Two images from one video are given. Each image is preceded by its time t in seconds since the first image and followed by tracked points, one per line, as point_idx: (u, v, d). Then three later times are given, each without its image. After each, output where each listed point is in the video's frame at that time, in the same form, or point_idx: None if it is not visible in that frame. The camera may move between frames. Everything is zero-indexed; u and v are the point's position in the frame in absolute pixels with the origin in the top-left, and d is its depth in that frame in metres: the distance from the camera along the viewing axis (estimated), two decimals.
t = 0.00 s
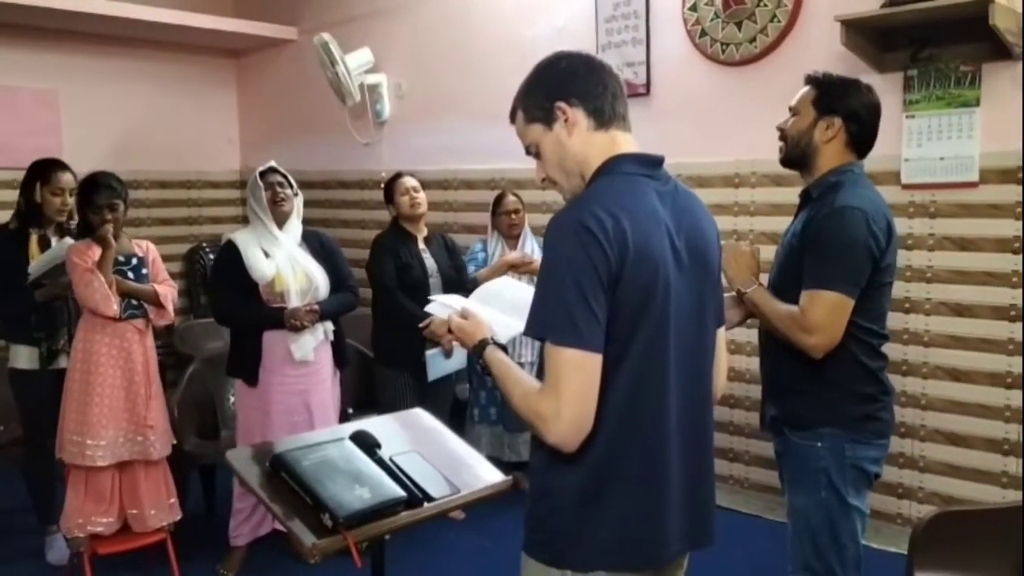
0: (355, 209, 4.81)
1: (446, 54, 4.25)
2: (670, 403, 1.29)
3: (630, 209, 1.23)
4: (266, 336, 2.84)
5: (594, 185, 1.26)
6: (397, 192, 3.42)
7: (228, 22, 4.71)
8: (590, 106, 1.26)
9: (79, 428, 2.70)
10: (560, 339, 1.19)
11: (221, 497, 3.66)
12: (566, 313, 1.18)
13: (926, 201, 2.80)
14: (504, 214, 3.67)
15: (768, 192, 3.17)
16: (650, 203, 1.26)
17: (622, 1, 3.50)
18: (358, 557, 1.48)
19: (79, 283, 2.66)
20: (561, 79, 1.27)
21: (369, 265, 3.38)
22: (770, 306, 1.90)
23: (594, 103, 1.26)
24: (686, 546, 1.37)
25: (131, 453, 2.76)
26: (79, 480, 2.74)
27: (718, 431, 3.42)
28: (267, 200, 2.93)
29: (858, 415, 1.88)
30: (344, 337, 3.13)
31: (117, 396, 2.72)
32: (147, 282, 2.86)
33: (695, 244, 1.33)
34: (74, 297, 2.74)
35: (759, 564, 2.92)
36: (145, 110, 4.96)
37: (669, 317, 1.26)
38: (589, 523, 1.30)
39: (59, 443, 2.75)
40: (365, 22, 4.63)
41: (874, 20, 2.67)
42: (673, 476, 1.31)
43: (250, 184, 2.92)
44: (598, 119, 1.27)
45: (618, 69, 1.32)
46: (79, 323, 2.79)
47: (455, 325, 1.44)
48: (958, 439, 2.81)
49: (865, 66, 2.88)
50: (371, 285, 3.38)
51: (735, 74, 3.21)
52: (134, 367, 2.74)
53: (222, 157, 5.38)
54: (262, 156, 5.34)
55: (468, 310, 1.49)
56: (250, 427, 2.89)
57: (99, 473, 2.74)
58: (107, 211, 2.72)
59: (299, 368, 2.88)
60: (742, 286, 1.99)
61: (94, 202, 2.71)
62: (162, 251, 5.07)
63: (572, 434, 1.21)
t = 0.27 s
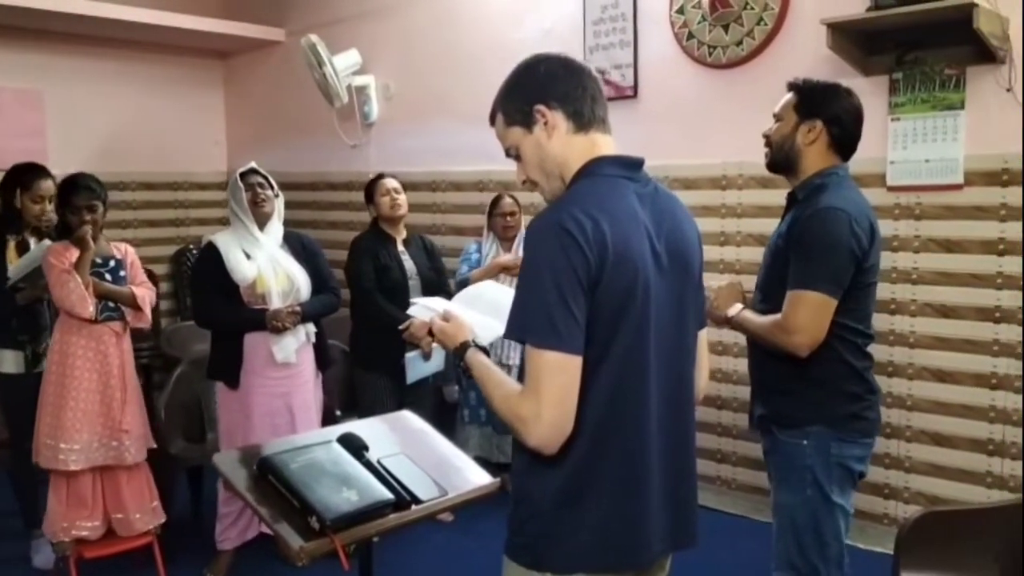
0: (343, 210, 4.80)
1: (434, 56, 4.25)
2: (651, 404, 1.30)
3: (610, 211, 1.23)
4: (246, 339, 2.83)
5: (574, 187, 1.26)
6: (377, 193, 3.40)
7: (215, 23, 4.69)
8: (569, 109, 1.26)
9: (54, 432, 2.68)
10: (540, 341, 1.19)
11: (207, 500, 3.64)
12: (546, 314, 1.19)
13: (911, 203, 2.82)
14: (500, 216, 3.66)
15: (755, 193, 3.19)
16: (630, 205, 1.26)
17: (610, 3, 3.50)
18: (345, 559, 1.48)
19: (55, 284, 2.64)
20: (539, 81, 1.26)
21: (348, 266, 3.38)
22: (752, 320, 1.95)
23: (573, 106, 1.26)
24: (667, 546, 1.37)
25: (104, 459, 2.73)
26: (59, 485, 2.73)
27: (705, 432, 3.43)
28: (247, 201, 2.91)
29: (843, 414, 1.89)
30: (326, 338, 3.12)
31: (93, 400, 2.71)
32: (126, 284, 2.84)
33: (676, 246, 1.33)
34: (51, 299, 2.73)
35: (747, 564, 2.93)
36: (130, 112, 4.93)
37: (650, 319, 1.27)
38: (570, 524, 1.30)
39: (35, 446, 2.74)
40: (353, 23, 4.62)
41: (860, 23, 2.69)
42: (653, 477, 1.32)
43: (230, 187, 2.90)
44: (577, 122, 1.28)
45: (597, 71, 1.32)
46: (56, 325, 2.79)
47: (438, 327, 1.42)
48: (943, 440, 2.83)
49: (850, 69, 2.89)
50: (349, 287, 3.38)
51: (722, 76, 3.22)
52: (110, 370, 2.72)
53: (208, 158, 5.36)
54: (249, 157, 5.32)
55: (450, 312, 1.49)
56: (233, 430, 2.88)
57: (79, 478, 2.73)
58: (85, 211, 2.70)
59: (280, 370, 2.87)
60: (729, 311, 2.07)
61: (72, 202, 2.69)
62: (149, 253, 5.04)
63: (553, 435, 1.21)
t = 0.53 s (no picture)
0: (338, 211, 4.79)
1: (428, 57, 4.25)
2: (633, 405, 1.29)
3: (592, 212, 1.23)
4: (232, 341, 2.83)
5: (557, 188, 1.26)
6: (364, 195, 3.39)
7: (209, 24, 4.68)
8: (550, 114, 1.26)
9: (40, 433, 2.67)
10: (522, 342, 1.19)
11: (201, 502, 3.64)
12: (527, 315, 1.18)
13: (904, 204, 2.83)
14: (498, 218, 3.66)
15: (749, 195, 3.19)
16: (612, 206, 1.26)
17: (604, 5, 3.51)
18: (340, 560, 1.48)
19: (43, 286, 2.64)
20: (519, 84, 1.26)
21: (332, 267, 3.38)
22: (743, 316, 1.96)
23: (554, 110, 1.26)
24: (651, 547, 1.37)
25: (91, 461, 2.72)
26: (49, 489, 2.71)
27: (700, 433, 3.44)
28: (233, 203, 2.90)
29: (833, 414, 1.90)
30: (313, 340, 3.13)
31: (79, 402, 2.70)
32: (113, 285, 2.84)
33: (659, 246, 1.33)
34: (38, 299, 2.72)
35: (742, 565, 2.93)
36: (123, 113, 4.92)
37: (632, 320, 1.27)
38: (553, 526, 1.30)
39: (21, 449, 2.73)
40: (347, 25, 4.62)
41: (853, 25, 2.69)
42: (636, 478, 1.32)
43: (215, 188, 2.90)
44: (559, 125, 1.27)
45: (580, 72, 1.31)
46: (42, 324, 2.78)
47: (423, 327, 1.42)
48: (935, 440, 2.84)
49: (844, 71, 2.90)
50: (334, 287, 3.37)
51: (715, 78, 3.23)
52: (97, 371, 2.72)
53: (202, 159, 5.35)
54: (243, 159, 5.32)
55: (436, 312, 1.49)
56: (220, 432, 2.88)
57: (67, 481, 2.72)
58: (72, 212, 2.68)
59: (267, 371, 2.87)
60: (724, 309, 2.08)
61: (59, 203, 2.68)
62: (143, 255, 5.03)
63: (535, 438, 1.20)
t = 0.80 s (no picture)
0: (338, 212, 4.80)
1: (428, 58, 4.25)
2: (623, 406, 1.29)
3: (579, 213, 1.22)
4: (226, 339, 2.83)
5: (544, 188, 1.26)
6: (361, 196, 3.40)
7: (209, 24, 4.69)
8: (534, 119, 1.25)
9: (40, 434, 2.67)
10: (508, 344, 1.18)
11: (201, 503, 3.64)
12: (514, 318, 1.18)
13: (905, 204, 2.83)
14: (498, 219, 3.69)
15: (750, 195, 3.19)
16: (601, 207, 1.26)
17: (604, 6, 3.50)
18: (341, 560, 1.48)
19: (42, 285, 2.64)
20: (501, 89, 1.24)
21: (327, 267, 3.37)
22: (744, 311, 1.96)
23: (538, 116, 1.25)
24: (643, 548, 1.37)
25: (90, 462, 2.72)
26: (48, 489, 2.71)
27: (700, 434, 3.44)
28: (227, 205, 2.91)
29: (832, 413, 1.90)
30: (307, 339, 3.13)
31: (79, 402, 2.70)
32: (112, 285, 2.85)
33: (649, 246, 1.33)
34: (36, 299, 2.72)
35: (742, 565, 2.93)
36: (123, 113, 4.92)
37: (621, 320, 1.26)
38: (543, 526, 1.30)
39: (20, 450, 2.72)
40: (348, 25, 4.62)
41: (853, 26, 2.70)
42: (627, 480, 1.31)
43: (209, 189, 2.90)
44: (544, 130, 1.26)
45: (565, 71, 1.29)
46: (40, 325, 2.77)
47: (413, 327, 1.42)
48: (936, 440, 2.84)
49: (845, 71, 2.90)
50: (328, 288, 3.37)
51: (716, 79, 3.23)
52: (97, 371, 2.72)
53: (201, 160, 5.35)
54: (243, 159, 5.32)
55: (425, 313, 1.48)
56: (213, 432, 2.88)
57: (67, 482, 2.72)
58: (69, 212, 2.68)
59: (261, 371, 2.87)
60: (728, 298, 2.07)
61: (57, 203, 2.68)
62: (143, 256, 5.03)
63: (522, 440, 1.20)
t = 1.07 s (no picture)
0: (343, 213, 4.80)
1: (433, 59, 4.25)
2: (613, 407, 1.28)
3: (568, 213, 1.21)
4: (227, 339, 2.83)
5: (534, 188, 1.25)
6: (366, 197, 3.40)
7: (214, 26, 4.70)
8: (527, 115, 1.24)
9: (53, 434, 2.67)
10: (497, 347, 1.17)
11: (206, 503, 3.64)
12: (502, 320, 1.17)
13: (911, 205, 2.82)
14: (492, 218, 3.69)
15: (755, 196, 3.19)
16: (591, 207, 1.25)
17: (609, 6, 3.50)
18: (347, 561, 1.48)
19: (54, 286, 2.65)
20: (494, 84, 1.23)
21: (330, 267, 3.37)
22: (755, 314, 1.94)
23: (531, 112, 1.24)
24: (638, 551, 1.36)
25: (104, 459, 2.73)
26: (57, 486, 2.72)
27: (705, 435, 3.43)
28: (227, 206, 2.91)
29: (840, 413, 1.89)
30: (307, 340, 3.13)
31: (92, 401, 2.71)
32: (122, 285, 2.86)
33: (640, 246, 1.32)
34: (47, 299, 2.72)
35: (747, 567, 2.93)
36: (129, 114, 4.93)
37: (611, 321, 1.25)
38: (536, 529, 1.29)
39: (31, 450, 2.72)
40: (353, 26, 4.63)
41: (859, 26, 2.69)
42: (618, 483, 1.31)
43: (209, 190, 2.91)
44: (536, 127, 1.25)
45: (559, 70, 1.29)
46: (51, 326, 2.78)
47: (404, 332, 1.42)
48: (942, 442, 2.83)
49: (851, 71, 2.90)
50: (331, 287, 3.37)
51: (721, 79, 3.23)
52: (109, 370, 2.74)
53: (207, 161, 5.37)
54: (248, 160, 5.32)
55: (416, 317, 1.47)
56: (213, 432, 2.88)
57: (76, 481, 2.72)
58: (79, 212, 2.70)
59: (261, 372, 2.87)
60: (738, 305, 2.06)
61: (66, 203, 2.69)
62: (149, 257, 5.04)
63: (512, 445, 1.19)
